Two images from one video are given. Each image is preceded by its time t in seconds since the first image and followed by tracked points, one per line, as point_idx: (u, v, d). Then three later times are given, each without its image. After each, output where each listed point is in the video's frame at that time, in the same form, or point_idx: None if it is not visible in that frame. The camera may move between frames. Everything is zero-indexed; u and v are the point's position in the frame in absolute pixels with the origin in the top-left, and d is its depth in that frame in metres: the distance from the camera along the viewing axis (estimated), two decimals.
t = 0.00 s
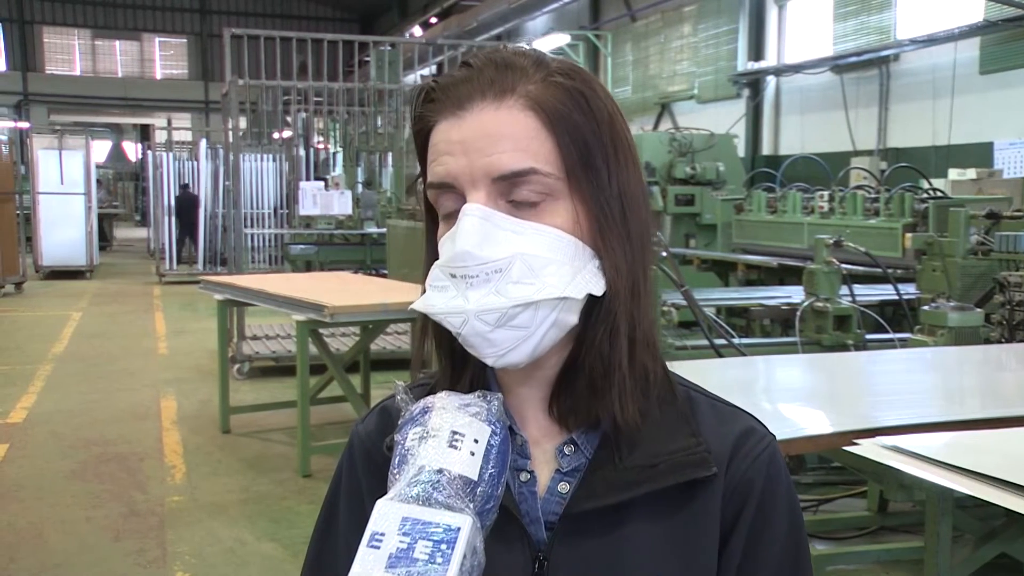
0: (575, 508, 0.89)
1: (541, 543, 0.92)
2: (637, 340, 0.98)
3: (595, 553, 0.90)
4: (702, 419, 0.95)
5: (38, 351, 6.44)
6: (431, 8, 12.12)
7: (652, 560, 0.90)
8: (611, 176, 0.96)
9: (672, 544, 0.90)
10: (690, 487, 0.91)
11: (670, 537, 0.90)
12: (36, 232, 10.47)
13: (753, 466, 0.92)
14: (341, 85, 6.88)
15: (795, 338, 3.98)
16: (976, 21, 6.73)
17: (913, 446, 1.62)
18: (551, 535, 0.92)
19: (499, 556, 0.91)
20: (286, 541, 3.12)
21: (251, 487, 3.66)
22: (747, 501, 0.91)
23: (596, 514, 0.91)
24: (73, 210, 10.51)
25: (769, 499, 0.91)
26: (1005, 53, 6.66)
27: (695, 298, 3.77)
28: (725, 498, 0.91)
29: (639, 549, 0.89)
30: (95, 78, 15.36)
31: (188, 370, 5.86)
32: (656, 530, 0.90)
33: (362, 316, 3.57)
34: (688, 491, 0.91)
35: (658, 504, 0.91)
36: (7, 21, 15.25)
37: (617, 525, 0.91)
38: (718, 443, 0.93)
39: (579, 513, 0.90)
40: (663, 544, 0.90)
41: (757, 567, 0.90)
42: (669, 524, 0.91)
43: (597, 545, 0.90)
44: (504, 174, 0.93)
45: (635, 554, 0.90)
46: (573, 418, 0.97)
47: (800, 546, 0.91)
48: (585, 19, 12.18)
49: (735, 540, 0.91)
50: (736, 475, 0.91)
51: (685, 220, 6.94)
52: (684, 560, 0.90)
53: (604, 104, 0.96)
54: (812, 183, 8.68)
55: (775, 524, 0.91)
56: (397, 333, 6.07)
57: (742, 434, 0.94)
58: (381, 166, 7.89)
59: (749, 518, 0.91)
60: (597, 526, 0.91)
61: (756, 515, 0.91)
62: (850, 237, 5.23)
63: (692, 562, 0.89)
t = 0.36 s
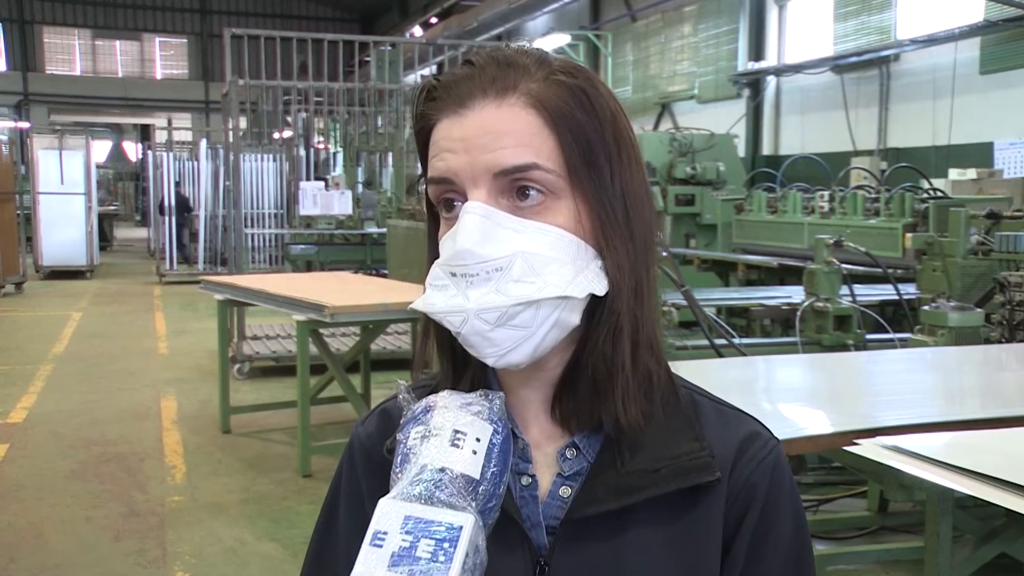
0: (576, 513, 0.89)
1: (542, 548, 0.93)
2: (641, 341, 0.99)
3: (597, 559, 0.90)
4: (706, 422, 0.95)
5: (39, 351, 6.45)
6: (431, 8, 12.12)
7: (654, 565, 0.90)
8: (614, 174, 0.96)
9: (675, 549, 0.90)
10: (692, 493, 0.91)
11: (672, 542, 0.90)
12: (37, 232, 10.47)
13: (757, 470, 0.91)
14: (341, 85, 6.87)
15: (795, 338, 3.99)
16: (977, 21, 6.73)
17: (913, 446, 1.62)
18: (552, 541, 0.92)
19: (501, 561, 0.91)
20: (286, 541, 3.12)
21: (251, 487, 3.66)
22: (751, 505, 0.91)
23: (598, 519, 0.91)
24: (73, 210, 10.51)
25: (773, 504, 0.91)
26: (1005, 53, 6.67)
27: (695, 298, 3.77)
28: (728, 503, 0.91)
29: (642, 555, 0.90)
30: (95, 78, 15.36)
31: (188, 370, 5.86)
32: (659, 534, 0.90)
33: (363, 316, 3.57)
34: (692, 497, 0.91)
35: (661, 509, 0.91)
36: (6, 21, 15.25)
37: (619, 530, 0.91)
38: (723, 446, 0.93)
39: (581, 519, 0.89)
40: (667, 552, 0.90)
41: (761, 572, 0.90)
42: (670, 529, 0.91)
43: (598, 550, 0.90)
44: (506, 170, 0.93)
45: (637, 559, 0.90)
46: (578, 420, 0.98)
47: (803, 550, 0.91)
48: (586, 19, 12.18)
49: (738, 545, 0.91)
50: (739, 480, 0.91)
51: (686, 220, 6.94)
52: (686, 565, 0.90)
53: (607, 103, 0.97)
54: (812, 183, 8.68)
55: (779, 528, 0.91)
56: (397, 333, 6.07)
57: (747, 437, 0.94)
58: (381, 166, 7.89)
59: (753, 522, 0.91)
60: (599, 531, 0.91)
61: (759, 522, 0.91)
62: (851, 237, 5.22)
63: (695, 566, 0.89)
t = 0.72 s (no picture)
0: (576, 516, 0.89)
1: (543, 551, 0.93)
2: (637, 350, 0.99)
3: (598, 566, 0.90)
4: (705, 427, 0.95)
5: (39, 351, 6.45)
6: (431, 8, 12.13)
7: (656, 567, 0.90)
8: (606, 184, 0.96)
9: (678, 551, 0.90)
10: (693, 499, 0.91)
11: (675, 546, 0.90)
12: (37, 232, 10.47)
13: (757, 475, 0.91)
14: (341, 85, 6.87)
15: (795, 338, 3.99)
16: (976, 22, 6.73)
17: (913, 446, 1.62)
18: (553, 543, 0.92)
19: (503, 564, 0.91)
20: (286, 541, 3.12)
21: (252, 487, 3.66)
22: (751, 509, 0.91)
23: (599, 522, 0.91)
24: (74, 210, 10.52)
25: (774, 507, 0.91)
26: (1004, 54, 6.67)
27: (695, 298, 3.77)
28: (729, 505, 0.91)
29: (643, 560, 0.90)
30: (95, 78, 15.35)
31: (188, 370, 5.86)
32: (660, 538, 0.91)
33: (364, 316, 3.57)
34: (692, 502, 0.91)
35: (663, 512, 0.92)
36: (7, 21, 15.24)
37: (619, 536, 0.91)
38: (723, 449, 0.93)
39: (582, 522, 0.89)
40: (669, 555, 0.90)
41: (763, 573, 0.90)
42: (671, 533, 0.91)
43: (599, 555, 0.90)
44: (497, 193, 0.93)
45: (639, 563, 0.90)
46: (577, 429, 0.98)
47: (805, 550, 0.92)
48: (586, 19, 12.20)
49: (740, 546, 0.91)
50: (740, 484, 0.91)
51: (686, 220, 6.95)
52: (688, 567, 0.90)
53: (596, 112, 0.96)
54: (812, 183, 8.68)
55: (780, 530, 0.91)
56: (397, 333, 6.08)
57: (748, 439, 0.94)
58: (381, 166, 7.88)
59: (753, 524, 0.91)
60: (601, 533, 0.91)
61: (760, 525, 0.91)
62: (851, 237, 5.23)
63: (697, 567, 0.90)
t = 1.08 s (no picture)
0: (573, 517, 0.89)
1: (540, 552, 0.93)
2: (631, 352, 0.99)
3: (594, 567, 0.90)
4: (702, 428, 0.95)
5: (39, 351, 6.44)
6: (431, 8, 12.13)
7: (655, 567, 0.90)
8: (599, 185, 0.95)
9: (675, 552, 0.90)
10: (690, 499, 0.91)
11: (673, 546, 0.90)
12: (36, 232, 10.47)
13: (755, 475, 0.91)
14: (341, 85, 6.87)
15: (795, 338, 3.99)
16: (976, 22, 6.73)
17: (913, 446, 1.62)
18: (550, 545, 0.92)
19: (500, 565, 0.91)
20: (286, 542, 3.12)
21: (252, 487, 3.66)
22: (749, 510, 0.91)
23: (595, 523, 0.91)
24: (74, 210, 10.51)
25: (773, 508, 0.91)
26: (1004, 54, 6.67)
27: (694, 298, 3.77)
28: (727, 507, 0.91)
29: (640, 560, 0.90)
30: (94, 78, 15.33)
31: (188, 370, 5.86)
32: (657, 539, 0.90)
33: (364, 316, 3.57)
34: (689, 503, 0.91)
35: (660, 514, 0.92)
36: (6, 22, 15.24)
37: (616, 537, 0.91)
38: (720, 449, 0.93)
39: (579, 522, 0.89)
40: (665, 556, 0.90)
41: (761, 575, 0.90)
42: (670, 533, 0.91)
43: (597, 556, 0.90)
44: (488, 195, 0.93)
45: (637, 563, 0.90)
46: (571, 430, 0.97)
47: (805, 552, 0.92)
48: (585, 19, 12.21)
49: (739, 548, 0.91)
50: (737, 485, 0.91)
51: (686, 220, 6.95)
52: (687, 566, 0.90)
53: (589, 113, 0.95)
54: (811, 182, 8.68)
55: (780, 528, 0.91)
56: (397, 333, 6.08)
57: (746, 440, 0.94)
58: (380, 166, 7.87)
59: (750, 526, 0.91)
60: (597, 533, 0.91)
61: (759, 525, 0.91)
62: (850, 237, 5.22)
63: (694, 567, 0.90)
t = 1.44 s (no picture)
0: (573, 514, 0.89)
1: (540, 549, 0.93)
2: (629, 348, 0.98)
3: (594, 563, 0.90)
4: (699, 424, 0.95)
5: (39, 351, 6.44)
6: (431, 8, 12.13)
7: (655, 565, 0.90)
8: (597, 183, 0.95)
9: (673, 550, 0.90)
10: (689, 494, 0.91)
11: (671, 543, 0.90)
12: (36, 232, 10.47)
13: (753, 471, 0.91)
14: (340, 85, 6.88)
15: (795, 338, 3.99)
16: (976, 21, 6.72)
17: (912, 446, 1.62)
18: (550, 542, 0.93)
19: (501, 562, 0.91)
20: (286, 542, 3.12)
21: (251, 487, 3.66)
22: (747, 507, 0.91)
23: (595, 520, 0.91)
24: (73, 210, 10.51)
25: (771, 504, 0.91)
26: (1004, 53, 6.67)
27: (694, 297, 3.76)
28: (725, 503, 0.91)
29: (639, 558, 0.89)
30: (94, 78, 15.33)
31: (187, 370, 5.86)
32: (656, 536, 0.90)
33: (363, 316, 3.57)
34: (688, 499, 0.91)
35: (659, 510, 0.92)
36: (6, 22, 15.25)
37: (614, 533, 0.91)
38: (719, 445, 0.93)
39: (579, 519, 0.89)
40: (664, 552, 0.90)
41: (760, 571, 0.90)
42: (668, 530, 0.91)
43: (597, 552, 0.90)
44: (486, 191, 0.93)
45: (636, 559, 0.90)
46: (568, 428, 0.97)
47: (804, 548, 0.91)
48: (585, 19, 12.21)
49: (737, 544, 0.91)
50: (735, 481, 0.91)
51: (685, 220, 6.95)
52: (686, 562, 0.90)
53: (587, 111, 0.95)
54: (812, 182, 8.67)
55: (779, 525, 0.91)
56: (396, 334, 6.08)
57: (744, 437, 0.93)
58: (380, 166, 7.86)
59: (750, 523, 0.91)
60: (597, 530, 0.91)
61: (757, 521, 0.91)
62: (850, 237, 5.22)
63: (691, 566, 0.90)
